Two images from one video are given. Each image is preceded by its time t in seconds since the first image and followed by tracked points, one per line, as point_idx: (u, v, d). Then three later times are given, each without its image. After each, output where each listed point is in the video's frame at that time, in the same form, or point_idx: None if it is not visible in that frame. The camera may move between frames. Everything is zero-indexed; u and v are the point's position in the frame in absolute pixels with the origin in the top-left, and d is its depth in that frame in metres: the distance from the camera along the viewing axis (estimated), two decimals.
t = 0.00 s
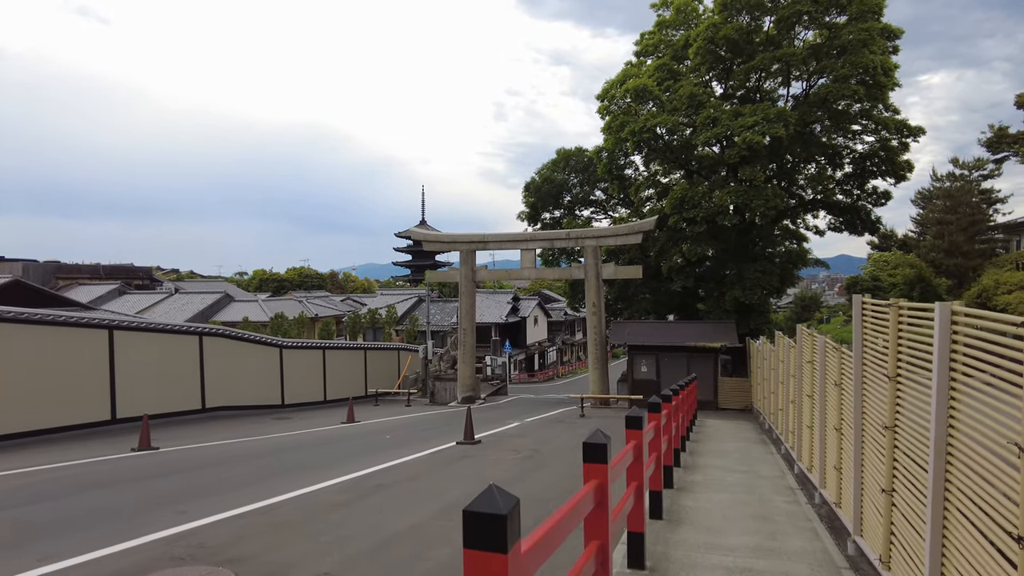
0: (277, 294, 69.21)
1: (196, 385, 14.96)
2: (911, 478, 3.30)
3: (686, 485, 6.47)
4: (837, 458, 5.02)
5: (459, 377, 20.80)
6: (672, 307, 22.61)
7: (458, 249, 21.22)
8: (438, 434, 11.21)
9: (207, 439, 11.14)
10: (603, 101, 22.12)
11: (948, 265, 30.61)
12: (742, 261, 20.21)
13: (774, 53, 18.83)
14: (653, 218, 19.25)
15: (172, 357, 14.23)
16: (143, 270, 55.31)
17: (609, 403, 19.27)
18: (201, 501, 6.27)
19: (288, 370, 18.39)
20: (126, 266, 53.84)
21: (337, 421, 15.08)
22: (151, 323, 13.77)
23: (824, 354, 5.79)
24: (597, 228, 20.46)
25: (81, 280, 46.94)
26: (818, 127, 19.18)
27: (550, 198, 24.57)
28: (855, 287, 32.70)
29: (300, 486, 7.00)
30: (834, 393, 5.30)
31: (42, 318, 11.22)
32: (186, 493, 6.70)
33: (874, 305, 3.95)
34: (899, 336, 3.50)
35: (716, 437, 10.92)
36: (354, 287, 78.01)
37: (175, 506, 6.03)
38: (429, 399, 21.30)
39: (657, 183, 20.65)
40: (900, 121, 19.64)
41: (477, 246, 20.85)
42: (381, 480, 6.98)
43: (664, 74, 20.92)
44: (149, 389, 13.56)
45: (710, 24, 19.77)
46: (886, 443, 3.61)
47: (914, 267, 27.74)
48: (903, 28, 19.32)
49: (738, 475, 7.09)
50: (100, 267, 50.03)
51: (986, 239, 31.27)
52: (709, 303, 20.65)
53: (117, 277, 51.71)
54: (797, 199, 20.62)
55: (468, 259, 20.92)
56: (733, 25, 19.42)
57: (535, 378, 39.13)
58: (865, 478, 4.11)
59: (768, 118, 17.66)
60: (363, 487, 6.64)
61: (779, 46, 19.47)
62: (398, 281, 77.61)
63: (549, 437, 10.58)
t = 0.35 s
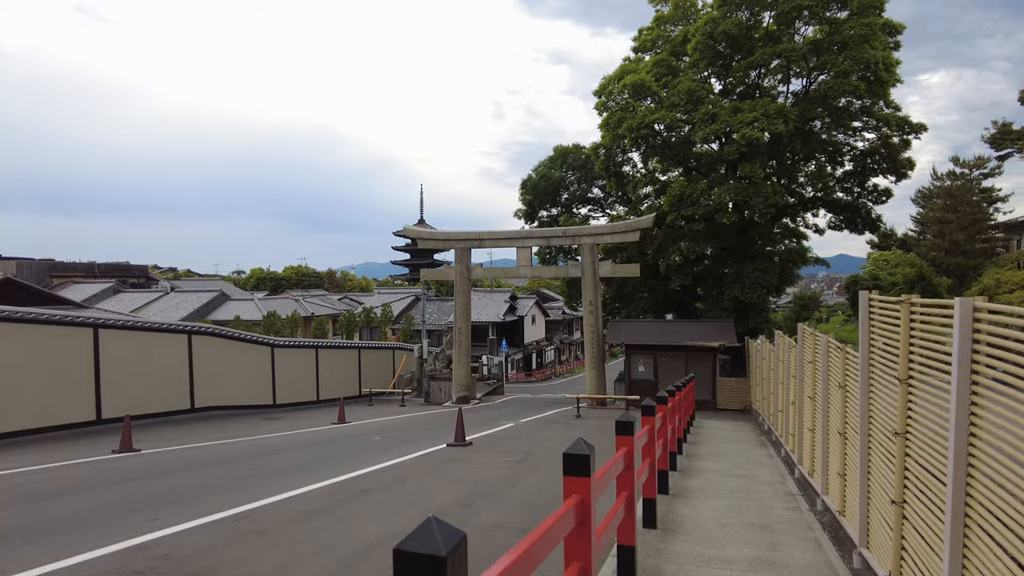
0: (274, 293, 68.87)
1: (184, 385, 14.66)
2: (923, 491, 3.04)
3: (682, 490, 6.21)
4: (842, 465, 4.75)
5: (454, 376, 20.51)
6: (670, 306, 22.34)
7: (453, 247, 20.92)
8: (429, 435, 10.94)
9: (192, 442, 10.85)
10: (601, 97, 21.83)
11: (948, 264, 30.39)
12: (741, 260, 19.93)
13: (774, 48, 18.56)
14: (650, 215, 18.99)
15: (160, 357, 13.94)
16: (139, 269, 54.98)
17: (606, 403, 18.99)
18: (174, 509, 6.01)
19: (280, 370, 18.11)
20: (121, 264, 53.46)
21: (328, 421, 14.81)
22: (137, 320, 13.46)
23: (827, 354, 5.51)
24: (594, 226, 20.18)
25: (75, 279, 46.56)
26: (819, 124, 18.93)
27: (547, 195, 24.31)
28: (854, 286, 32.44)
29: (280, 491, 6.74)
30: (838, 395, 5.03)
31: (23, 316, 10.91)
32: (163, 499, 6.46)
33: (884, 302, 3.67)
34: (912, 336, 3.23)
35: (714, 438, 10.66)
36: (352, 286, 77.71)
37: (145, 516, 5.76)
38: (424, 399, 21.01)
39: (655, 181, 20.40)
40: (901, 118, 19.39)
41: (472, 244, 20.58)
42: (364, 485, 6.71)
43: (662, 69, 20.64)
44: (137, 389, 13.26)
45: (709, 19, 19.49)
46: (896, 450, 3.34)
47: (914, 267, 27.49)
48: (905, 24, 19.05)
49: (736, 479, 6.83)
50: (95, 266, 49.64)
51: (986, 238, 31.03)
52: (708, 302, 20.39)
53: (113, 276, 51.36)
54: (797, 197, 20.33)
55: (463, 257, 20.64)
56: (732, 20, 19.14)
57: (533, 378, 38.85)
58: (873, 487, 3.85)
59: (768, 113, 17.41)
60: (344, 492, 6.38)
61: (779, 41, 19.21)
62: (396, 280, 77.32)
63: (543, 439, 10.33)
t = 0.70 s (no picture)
0: (271, 293, 68.56)
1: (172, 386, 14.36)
2: (940, 505, 2.78)
3: (678, 496, 5.92)
4: (846, 471, 4.49)
5: (449, 376, 20.23)
6: (667, 306, 22.07)
7: (448, 245, 20.63)
8: (420, 438, 10.65)
9: (175, 445, 10.56)
10: (597, 93, 21.56)
11: (948, 262, 30.18)
12: (740, 258, 19.67)
13: (773, 43, 18.31)
14: (647, 213, 18.72)
15: (147, 357, 13.64)
16: (134, 269, 54.62)
17: (603, 404, 18.72)
18: (144, 518, 5.73)
19: (271, 370, 17.82)
20: (116, 264, 53.09)
21: (319, 422, 14.51)
22: (123, 320, 13.16)
23: (829, 354, 5.23)
24: (590, 223, 19.90)
25: (69, 279, 46.22)
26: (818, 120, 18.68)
27: (543, 193, 24.03)
28: (853, 285, 32.22)
29: (258, 498, 6.46)
30: (841, 397, 4.75)
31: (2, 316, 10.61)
32: (135, 505, 6.18)
33: (893, 298, 3.40)
34: (927, 336, 2.95)
35: (711, 440, 10.39)
36: (349, 285, 77.38)
37: (113, 525, 5.48)
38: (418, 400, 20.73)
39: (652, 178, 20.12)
40: (901, 114, 19.16)
41: (467, 242, 20.30)
42: (346, 492, 6.44)
43: (659, 65, 20.38)
44: (123, 390, 12.95)
45: (706, 13, 19.22)
46: (908, 460, 3.08)
47: (914, 266, 27.24)
48: (905, 19, 18.81)
49: (734, 484, 6.54)
50: (90, 265, 49.27)
51: (986, 237, 30.81)
52: (706, 301, 20.12)
53: (107, 275, 50.98)
54: (796, 194, 20.06)
55: (458, 256, 20.36)
56: (730, 15, 18.88)
57: (530, 378, 38.59)
58: (880, 496, 3.60)
59: (766, 109, 17.16)
60: (323, 500, 6.10)
61: (777, 36, 18.95)
62: (393, 280, 77.04)
63: (535, 441, 10.07)
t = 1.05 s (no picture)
0: (269, 293, 68.25)
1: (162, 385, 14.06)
2: (970, 516, 2.51)
3: (678, 501, 5.63)
4: (857, 477, 4.20)
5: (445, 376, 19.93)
6: (667, 305, 21.79)
7: (444, 243, 20.33)
8: (413, 439, 10.36)
9: (161, 447, 10.26)
10: (596, 89, 21.28)
11: (949, 262, 29.94)
12: (740, 256, 19.40)
13: (774, 37, 18.04)
14: (647, 210, 18.45)
15: (136, 356, 13.35)
16: (130, 268, 54.26)
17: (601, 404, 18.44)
18: (115, 524, 5.44)
19: (264, 370, 17.52)
20: (113, 263, 52.74)
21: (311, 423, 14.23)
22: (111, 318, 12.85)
23: (838, 352, 4.95)
24: (589, 221, 19.62)
25: (64, 278, 45.87)
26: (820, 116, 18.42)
27: (542, 191, 23.75)
28: (854, 285, 31.97)
29: (239, 503, 6.17)
30: (851, 397, 4.47)
31: None
32: (108, 511, 5.89)
33: (914, 289, 3.12)
34: (953, 330, 2.68)
35: (712, 442, 10.11)
36: (348, 284, 77.08)
37: (81, 532, 5.19)
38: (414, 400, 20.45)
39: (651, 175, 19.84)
40: (904, 111, 18.91)
41: (464, 240, 20.00)
42: (330, 496, 6.15)
43: (659, 60, 20.09)
44: (111, 390, 12.65)
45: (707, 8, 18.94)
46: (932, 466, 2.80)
47: (916, 266, 26.97)
48: (908, 14, 18.55)
49: (736, 488, 6.26)
50: (85, 265, 48.90)
51: (988, 236, 30.56)
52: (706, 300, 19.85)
53: (103, 275, 50.63)
54: (796, 192, 19.79)
55: (455, 254, 20.08)
56: (731, 9, 18.60)
57: (529, 378, 38.31)
58: (898, 503, 3.33)
59: (768, 104, 16.89)
60: (306, 505, 5.82)
61: (778, 31, 18.68)
62: (391, 279, 76.75)
63: (531, 443, 9.79)
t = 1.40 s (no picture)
0: (267, 292, 67.97)
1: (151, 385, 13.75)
2: (1005, 541, 2.25)
3: (677, 510, 5.33)
4: (867, 488, 3.93)
5: (441, 377, 19.66)
6: (666, 304, 21.51)
7: (440, 241, 20.02)
8: (405, 441, 10.08)
9: (145, 450, 9.98)
10: (595, 85, 20.98)
11: (951, 262, 29.67)
12: (741, 255, 19.12)
13: (776, 32, 17.76)
14: (646, 208, 18.17)
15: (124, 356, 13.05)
16: (128, 266, 53.97)
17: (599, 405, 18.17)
18: (82, 537, 5.14)
19: (257, 369, 17.24)
20: (110, 261, 52.42)
21: (303, 424, 13.93)
22: (98, 317, 12.53)
23: (847, 354, 4.67)
24: (587, 219, 19.33)
25: (61, 278, 45.57)
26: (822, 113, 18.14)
27: (540, 189, 23.47)
28: (856, 285, 31.69)
29: (216, 512, 5.89)
30: (863, 403, 4.17)
31: None
32: (76, 523, 5.60)
33: (940, 286, 2.82)
34: (986, 331, 2.39)
35: (712, 444, 9.83)
36: (347, 283, 76.87)
37: (46, 543, 4.91)
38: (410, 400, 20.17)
39: (651, 172, 19.56)
40: (907, 108, 18.63)
41: (461, 238, 19.70)
42: (311, 504, 5.86)
43: (659, 56, 19.79)
44: (97, 391, 12.34)
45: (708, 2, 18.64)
46: (959, 481, 2.52)
47: (918, 266, 26.69)
48: (912, 10, 18.25)
49: (738, 496, 5.97)
50: (82, 263, 48.57)
51: (991, 236, 30.27)
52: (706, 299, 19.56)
53: (100, 273, 50.31)
54: (798, 190, 19.49)
55: (451, 252, 19.79)
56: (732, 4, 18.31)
57: (528, 378, 38.05)
58: (917, 519, 3.05)
59: (769, 100, 16.63)
60: (286, 515, 5.54)
61: (780, 27, 18.41)
62: (391, 279, 76.50)
63: (525, 445, 9.51)
